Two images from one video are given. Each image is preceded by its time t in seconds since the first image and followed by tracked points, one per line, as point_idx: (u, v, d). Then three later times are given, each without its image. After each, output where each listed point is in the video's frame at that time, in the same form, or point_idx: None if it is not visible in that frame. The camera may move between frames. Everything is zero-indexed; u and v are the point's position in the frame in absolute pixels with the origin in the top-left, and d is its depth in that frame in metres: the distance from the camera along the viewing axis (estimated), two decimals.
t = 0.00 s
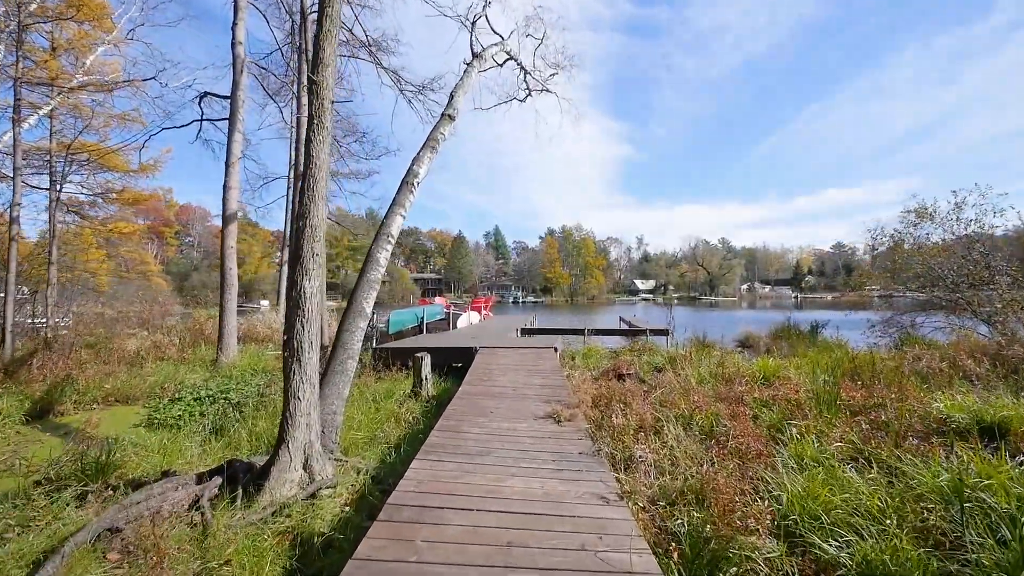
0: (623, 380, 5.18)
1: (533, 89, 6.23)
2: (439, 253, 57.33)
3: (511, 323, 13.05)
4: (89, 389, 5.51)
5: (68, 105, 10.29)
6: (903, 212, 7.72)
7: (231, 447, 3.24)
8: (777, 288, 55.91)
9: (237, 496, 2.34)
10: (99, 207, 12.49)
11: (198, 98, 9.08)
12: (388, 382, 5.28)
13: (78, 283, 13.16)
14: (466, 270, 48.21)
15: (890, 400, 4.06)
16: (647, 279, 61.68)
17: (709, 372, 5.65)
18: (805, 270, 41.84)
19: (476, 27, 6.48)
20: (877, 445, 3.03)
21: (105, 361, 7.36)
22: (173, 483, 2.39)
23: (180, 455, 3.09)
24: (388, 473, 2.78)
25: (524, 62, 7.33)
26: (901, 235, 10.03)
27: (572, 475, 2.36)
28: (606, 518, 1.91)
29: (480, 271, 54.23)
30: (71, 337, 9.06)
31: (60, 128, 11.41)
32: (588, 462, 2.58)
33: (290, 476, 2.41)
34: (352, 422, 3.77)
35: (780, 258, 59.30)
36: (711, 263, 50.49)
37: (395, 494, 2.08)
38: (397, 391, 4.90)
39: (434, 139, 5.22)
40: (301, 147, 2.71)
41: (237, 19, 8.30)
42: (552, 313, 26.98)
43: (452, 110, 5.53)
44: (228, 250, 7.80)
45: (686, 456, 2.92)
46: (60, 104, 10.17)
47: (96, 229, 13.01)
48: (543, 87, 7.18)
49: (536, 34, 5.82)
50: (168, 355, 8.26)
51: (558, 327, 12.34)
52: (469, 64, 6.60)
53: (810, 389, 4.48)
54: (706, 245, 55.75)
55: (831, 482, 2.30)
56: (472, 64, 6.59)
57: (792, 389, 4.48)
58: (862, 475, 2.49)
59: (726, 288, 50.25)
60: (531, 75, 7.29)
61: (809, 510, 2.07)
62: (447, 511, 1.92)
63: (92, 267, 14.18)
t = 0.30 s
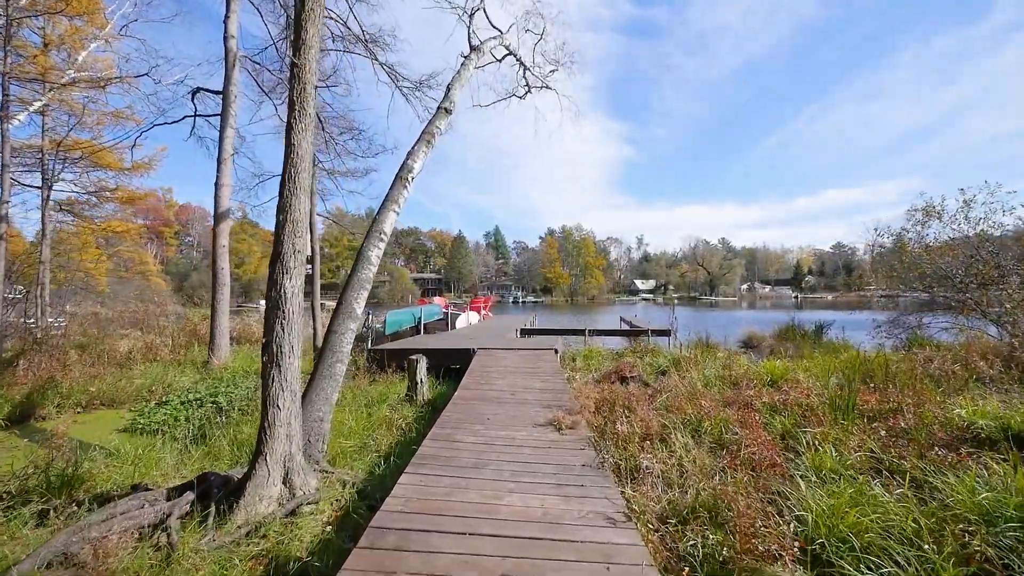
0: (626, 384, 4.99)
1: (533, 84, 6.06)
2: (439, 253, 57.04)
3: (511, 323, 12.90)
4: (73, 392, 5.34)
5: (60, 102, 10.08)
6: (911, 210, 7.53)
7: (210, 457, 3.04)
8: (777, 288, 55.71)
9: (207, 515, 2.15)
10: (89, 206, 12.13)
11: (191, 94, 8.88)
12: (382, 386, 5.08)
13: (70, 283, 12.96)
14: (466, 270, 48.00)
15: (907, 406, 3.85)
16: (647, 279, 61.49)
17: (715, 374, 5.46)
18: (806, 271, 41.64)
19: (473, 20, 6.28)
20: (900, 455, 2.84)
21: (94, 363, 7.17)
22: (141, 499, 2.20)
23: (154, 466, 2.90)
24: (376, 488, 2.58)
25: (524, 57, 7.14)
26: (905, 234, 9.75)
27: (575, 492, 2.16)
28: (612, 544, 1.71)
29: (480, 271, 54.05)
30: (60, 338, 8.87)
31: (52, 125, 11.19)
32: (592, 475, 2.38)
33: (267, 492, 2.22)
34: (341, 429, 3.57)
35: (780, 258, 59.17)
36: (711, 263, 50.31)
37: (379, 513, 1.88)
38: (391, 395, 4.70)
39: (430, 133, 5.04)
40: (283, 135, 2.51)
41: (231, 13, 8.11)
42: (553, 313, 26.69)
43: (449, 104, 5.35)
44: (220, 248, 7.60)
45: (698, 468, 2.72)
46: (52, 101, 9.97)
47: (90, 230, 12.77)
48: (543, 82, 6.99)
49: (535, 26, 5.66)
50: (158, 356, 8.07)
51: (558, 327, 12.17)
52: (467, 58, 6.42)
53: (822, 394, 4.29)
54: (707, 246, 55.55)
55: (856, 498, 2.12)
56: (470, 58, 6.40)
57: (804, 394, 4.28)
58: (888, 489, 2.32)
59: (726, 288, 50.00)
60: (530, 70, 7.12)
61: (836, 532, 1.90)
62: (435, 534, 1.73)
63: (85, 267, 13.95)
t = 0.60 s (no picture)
0: (629, 388, 4.80)
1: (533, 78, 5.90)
2: (439, 253, 56.79)
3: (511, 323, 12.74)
4: (57, 396, 5.16)
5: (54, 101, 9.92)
6: (921, 208, 7.34)
7: (188, 468, 2.84)
8: (778, 288, 55.46)
9: (178, 537, 1.97)
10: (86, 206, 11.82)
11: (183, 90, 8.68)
12: (376, 390, 4.89)
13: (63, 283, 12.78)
14: (466, 270, 47.73)
15: (925, 413, 3.65)
16: (647, 279, 61.26)
17: (721, 378, 5.27)
18: (807, 271, 41.40)
19: (471, 12, 6.09)
20: (925, 467, 2.68)
21: (82, 365, 6.98)
22: (105, 520, 2.00)
23: (126, 479, 2.71)
24: (363, 505, 2.40)
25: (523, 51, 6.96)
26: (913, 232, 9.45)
27: (578, 511, 1.97)
28: None
29: (480, 271, 53.82)
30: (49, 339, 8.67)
31: (44, 122, 10.96)
32: (596, 491, 2.19)
33: (244, 511, 2.04)
34: (330, 437, 3.38)
35: (781, 258, 58.91)
36: (712, 263, 50.09)
37: (361, 539, 1.70)
38: (384, 400, 4.51)
39: (426, 127, 4.85)
40: (261, 123, 2.32)
41: (223, 6, 7.93)
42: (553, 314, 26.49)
43: (445, 97, 5.16)
44: (212, 247, 7.41)
45: (709, 483, 2.54)
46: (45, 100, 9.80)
47: (89, 231, 12.39)
48: (542, 76, 6.80)
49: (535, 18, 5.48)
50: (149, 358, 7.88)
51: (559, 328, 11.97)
52: (465, 51, 6.23)
53: (836, 400, 4.10)
54: (707, 246, 55.31)
55: (886, 519, 2.03)
56: (467, 51, 6.21)
57: (817, 399, 4.09)
58: (920, 507, 2.21)
59: (727, 288, 49.76)
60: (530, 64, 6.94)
61: (868, 559, 1.81)
62: (422, 565, 1.54)
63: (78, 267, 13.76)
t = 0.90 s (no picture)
0: (632, 392, 4.61)
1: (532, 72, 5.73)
2: (439, 253, 56.59)
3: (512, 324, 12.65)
4: (37, 400, 4.96)
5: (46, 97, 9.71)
6: (929, 206, 7.17)
7: (161, 481, 2.65)
8: (778, 288, 55.32)
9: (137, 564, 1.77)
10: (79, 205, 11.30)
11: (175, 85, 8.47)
12: (368, 395, 4.67)
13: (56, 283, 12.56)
14: (466, 270, 47.53)
15: (947, 418, 3.45)
16: (647, 279, 61.08)
17: (728, 381, 5.08)
18: (808, 271, 41.22)
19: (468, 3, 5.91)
20: (954, 480, 2.50)
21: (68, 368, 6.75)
22: (56, 545, 1.78)
23: (91, 494, 2.50)
24: (346, 525, 2.19)
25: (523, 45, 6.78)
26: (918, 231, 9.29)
27: (582, 535, 1.77)
28: None
29: (479, 271, 53.62)
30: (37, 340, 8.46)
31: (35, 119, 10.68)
32: (601, 510, 1.99)
33: (212, 534, 1.84)
34: (316, 446, 3.19)
35: (781, 258, 58.77)
36: (711, 263, 49.94)
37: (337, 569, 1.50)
38: (376, 406, 4.29)
39: (421, 120, 4.65)
40: (237, 106, 2.12)
41: None
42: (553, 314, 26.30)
43: (441, 90, 4.96)
44: (202, 246, 7.21)
45: (723, 500, 2.34)
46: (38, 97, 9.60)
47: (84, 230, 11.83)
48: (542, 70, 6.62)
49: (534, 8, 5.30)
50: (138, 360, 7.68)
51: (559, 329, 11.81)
52: (462, 44, 6.05)
53: (849, 405, 3.91)
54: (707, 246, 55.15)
55: (927, 545, 1.85)
56: (465, 44, 6.03)
57: (831, 404, 3.88)
58: (958, 529, 2.01)
59: (727, 288, 49.60)
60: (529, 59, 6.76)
61: None
62: None
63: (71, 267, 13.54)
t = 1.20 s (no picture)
0: (635, 396, 4.41)
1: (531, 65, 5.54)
2: (439, 253, 56.40)
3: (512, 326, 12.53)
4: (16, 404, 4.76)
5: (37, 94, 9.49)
6: (939, 203, 6.98)
7: (129, 498, 2.48)
8: (778, 288, 55.11)
9: None
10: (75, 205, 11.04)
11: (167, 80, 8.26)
12: (360, 400, 4.48)
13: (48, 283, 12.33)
14: (466, 270, 47.34)
15: (969, 425, 3.25)
16: (647, 279, 60.83)
17: (734, 384, 4.89)
18: (808, 270, 41.04)
19: None
20: (986, 495, 2.31)
21: (53, 371, 6.54)
22: None
23: (50, 514, 2.31)
24: (324, 550, 2.00)
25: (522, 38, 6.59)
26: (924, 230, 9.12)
27: (585, 565, 1.58)
28: None
29: (479, 271, 53.36)
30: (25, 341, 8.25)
31: (26, 117, 10.45)
32: (606, 534, 1.79)
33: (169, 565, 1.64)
34: (300, 458, 3.00)
35: (781, 258, 58.58)
36: (712, 263, 49.71)
37: None
38: (368, 412, 4.10)
39: (415, 113, 4.44)
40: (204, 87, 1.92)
41: None
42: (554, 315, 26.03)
43: (437, 81, 4.76)
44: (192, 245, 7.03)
45: (737, 521, 2.14)
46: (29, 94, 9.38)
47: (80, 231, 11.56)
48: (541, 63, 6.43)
49: None
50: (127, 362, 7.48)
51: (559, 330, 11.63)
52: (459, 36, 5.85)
53: (864, 410, 3.71)
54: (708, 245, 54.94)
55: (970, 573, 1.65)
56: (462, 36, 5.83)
57: (844, 409, 3.69)
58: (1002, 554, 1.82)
59: (728, 288, 49.38)
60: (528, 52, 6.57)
61: None
62: None
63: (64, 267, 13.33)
